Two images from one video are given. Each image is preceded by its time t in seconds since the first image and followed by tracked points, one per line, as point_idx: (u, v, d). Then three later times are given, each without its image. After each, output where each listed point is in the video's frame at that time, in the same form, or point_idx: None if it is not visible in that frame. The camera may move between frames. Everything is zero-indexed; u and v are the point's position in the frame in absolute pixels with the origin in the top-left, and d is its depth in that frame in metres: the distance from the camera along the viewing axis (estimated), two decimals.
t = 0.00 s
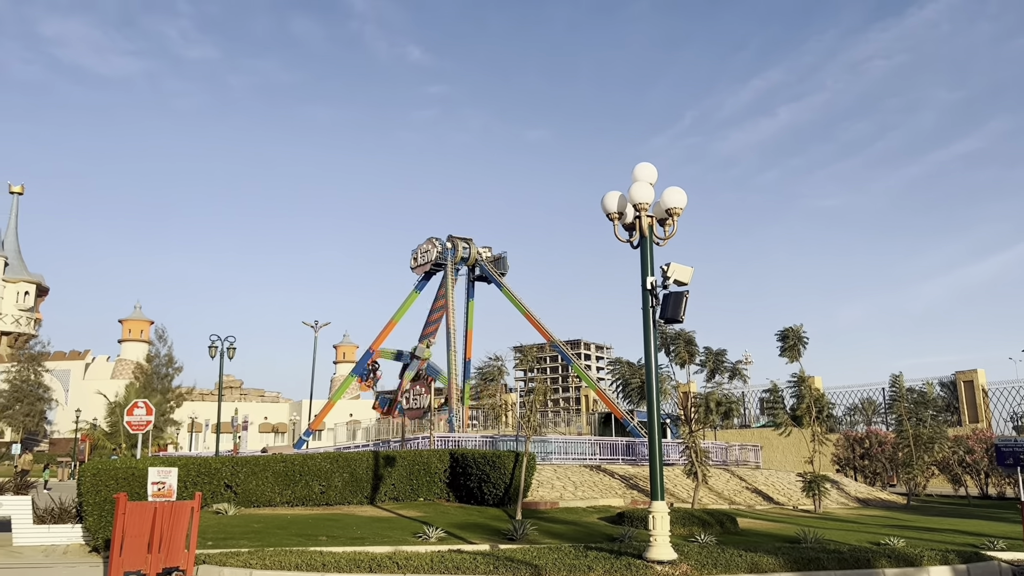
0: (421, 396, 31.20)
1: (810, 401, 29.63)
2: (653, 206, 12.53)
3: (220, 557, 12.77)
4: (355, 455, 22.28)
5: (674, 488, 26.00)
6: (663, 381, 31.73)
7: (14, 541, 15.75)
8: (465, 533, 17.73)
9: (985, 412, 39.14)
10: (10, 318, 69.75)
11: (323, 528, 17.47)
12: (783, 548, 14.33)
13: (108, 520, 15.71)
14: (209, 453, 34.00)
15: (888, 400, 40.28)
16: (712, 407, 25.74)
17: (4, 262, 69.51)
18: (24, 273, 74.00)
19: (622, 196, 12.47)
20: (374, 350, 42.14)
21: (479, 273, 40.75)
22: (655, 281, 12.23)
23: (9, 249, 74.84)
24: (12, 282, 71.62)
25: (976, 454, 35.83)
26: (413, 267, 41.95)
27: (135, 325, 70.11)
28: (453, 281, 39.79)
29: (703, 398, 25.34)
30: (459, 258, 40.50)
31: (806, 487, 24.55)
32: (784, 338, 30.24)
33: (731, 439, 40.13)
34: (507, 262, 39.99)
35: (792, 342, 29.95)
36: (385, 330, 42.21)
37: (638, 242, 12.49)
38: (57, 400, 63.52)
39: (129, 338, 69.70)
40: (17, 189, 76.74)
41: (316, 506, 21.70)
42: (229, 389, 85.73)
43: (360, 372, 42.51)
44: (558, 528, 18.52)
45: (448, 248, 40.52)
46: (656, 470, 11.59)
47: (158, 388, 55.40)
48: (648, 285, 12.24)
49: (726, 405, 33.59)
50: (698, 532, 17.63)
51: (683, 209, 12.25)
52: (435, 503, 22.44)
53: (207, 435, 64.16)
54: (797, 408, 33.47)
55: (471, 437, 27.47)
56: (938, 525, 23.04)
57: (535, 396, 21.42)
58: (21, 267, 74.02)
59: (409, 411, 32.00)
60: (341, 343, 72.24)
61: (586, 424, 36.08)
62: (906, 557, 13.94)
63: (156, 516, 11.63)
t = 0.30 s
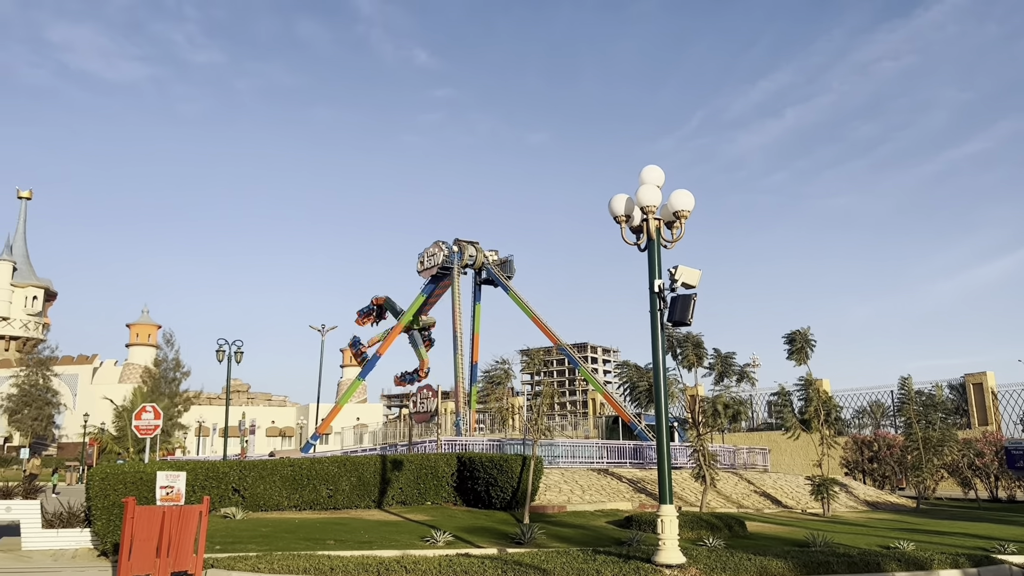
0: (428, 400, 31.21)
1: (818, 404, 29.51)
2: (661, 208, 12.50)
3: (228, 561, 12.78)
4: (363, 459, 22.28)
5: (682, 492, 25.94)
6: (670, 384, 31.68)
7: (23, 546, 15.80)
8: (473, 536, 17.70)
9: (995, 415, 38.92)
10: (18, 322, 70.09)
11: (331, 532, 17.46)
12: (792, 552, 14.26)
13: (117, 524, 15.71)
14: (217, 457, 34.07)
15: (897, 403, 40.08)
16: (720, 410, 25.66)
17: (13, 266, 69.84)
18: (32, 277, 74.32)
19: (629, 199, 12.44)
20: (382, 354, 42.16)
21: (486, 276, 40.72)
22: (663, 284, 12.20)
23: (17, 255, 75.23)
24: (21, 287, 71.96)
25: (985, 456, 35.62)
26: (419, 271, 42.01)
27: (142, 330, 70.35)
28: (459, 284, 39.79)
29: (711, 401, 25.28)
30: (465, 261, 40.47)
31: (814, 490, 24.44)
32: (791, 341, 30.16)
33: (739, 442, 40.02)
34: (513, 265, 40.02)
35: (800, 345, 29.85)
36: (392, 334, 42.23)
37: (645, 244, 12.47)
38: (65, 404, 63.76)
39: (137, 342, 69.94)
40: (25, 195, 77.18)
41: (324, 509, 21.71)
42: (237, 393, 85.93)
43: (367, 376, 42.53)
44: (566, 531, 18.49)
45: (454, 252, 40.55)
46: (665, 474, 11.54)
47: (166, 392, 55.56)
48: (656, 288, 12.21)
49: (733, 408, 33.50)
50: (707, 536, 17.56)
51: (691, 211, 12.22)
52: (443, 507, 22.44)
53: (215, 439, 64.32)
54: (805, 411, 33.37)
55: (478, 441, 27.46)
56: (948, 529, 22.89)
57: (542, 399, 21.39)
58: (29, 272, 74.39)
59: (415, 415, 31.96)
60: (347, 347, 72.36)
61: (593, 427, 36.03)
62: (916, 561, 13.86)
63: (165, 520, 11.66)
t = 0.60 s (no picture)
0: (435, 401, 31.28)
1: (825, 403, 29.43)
2: (667, 208, 12.49)
3: (237, 561, 12.81)
4: (370, 460, 22.29)
5: (689, 492, 25.90)
6: (677, 384, 31.63)
7: (32, 547, 15.89)
8: (480, 537, 17.69)
9: (1003, 414, 38.73)
10: (26, 324, 70.41)
11: (338, 533, 17.48)
12: (799, 552, 14.22)
13: (125, 525, 15.83)
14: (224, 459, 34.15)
15: (905, 403, 39.93)
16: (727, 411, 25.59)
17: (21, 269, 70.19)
18: (40, 280, 74.69)
19: (635, 198, 12.43)
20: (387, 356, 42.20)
21: (492, 277, 40.78)
22: (669, 284, 12.18)
23: (25, 257, 75.65)
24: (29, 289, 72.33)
25: (994, 456, 35.47)
26: (425, 272, 42.06)
27: (150, 331, 70.63)
28: (465, 285, 39.84)
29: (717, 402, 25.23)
30: (471, 261, 40.47)
31: (822, 490, 24.35)
32: (798, 340, 30.09)
33: (746, 442, 39.90)
34: (519, 265, 40.04)
35: (807, 345, 29.77)
36: (398, 335, 42.26)
37: (651, 244, 12.46)
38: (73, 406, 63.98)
39: (144, 344, 70.21)
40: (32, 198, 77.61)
41: (331, 510, 21.75)
42: (244, 394, 86.16)
43: (373, 376, 42.55)
44: (573, 532, 18.48)
45: (460, 253, 40.58)
46: (672, 475, 11.52)
47: (173, 394, 55.76)
48: (662, 288, 12.20)
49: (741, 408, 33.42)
50: (714, 536, 17.52)
51: (697, 211, 12.21)
52: (449, 508, 22.46)
53: (222, 440, 64.51)
54: (812, 411, 33.27)
55: (485, 441, 27.44)
56: (955, 529, 22.79)
57: (549, 400, 21.37)
58: (37, 274, 74.81)
59: (422, 415, 31.94)
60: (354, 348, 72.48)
61: (600, 428, 35.99)
62: (924, 560, 13.81)
63: (173, 520, 11.69)
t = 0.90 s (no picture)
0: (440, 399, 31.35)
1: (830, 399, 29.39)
2: (671, 206, 12.47)
3: (243, 561, 12.82)
4: (375, 459, 22.33)
5: (695, 489, 25.90)
6: (682, 382, 31.61)
7: (38, 546, 15.96)
8: (486, 535, 17.71)
9: (1009, 411, 38.63)
10: (32, 324, 70.62)
11: (344, 531, 17.51)
12: (805, 549, 14.21)
13: (131, 525, 15.79)
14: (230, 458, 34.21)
15: (911, 399, 39.84)
16: (732, 408, 25.56)
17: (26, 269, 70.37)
18: (45, 280, 74.87)
19: (640, 196, 12.40)
20: (392, 354, 42.18)
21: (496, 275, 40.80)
22: (674, 281, 12.17)
23: (31, 257, 75.86)
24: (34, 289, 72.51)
25: (1000, 452, 35.41)
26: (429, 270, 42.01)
27: (155, 331, 70.75)
28: (469, 282, 39.85)
29: (723, 399, 25.21)
30: (476, 260, 40.60)
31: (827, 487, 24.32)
32: (803, 337, 30.04)
33: (752, 439, 39.84)
34: (523, 263, 40.08)
35: (812, 341, 29.72)
36: (403, 333, 42.26)
37: (656, 242, 12.43)
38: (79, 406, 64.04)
39: (149, 343, 70.36)
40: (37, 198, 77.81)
41: (337, 509, 21.76)
42: (249, 393, 86.32)
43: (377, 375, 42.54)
44: (579, 530, 18.47)
45: (464, 251, 40.60)
46: (677, 472, 11.49)
47: (178, 393, 55.86)
48: (667, 285, 12.18)
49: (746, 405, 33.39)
50: (720, 533, 17.53)
51: (702, 208, 12.18)
52: (455, 506, 22.49)
53: (227, 439, 64.60)
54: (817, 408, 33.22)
55: (490, 439, 27.46)
56: (961, 525, 22.72)
57: (554, 398, 21.37)
58: (42, 274, 75.02)
59: (427, 413, 31.95)
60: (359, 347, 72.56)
61: (604, 425, 35.96)
62: (930, 557, 13.80)
63: (179, 520, 11.71)
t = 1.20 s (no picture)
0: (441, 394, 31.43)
1: (831, 393, 29.46)
2: (671, 200, 12.47)
3: (245, 557, 12.86)
4: (378, 454, 22.41)
5: (696, 483, 25.95)
6: (683, 376, 31.65)
7: (41, 543, 15.99)
8: (488, 530, 17.75)
9: (1010, 403, 38.66)
10: (33, 323, 70.68)
11: (346, 527, 17.58)
12: (806, 542, 14.24)
13: (134, 522, 15.93)
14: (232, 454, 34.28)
15: (911, 392, 39.89)
16: (732, 402, 25.58)
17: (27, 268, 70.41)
18: (46, 278, 74.92)
19: (640, 191, 12.40)
20: (393, 350, 42.28)
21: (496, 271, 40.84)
22: (674, 276, 12.19)
23: (31, 256, 75.89)
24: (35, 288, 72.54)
25: (1001, 444, 35.44)
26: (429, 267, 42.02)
27: (156, 329, 70.81)
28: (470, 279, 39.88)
29: (724, 394, 25.26)
30: (476, 257, 40.60)
31: (828, 480, 24.38)
32: (804, 331, 30.06)
33: (753, 434, 39.89)
34: (524, 259, 40.12)
35: (813, 335, 29.73)
36: (404, 330, 42.31)
37: (656, 236, 12.43)
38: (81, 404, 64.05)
39: (151, 341, 70.42)
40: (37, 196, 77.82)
41: (339, 505, 21.82)
42: (251, 391, 86.45)
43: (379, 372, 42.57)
44: (580, 524, 18.54)
45: (465, 247, 40.64)
46: (678, 466, 11.51)
47: (180, 390, 55.97)
48: (667, 279, 12.20)
49: (747, 399, 33.43)
50: (721, 527, 17.57)
51: (701, 202, 12.18)
52: (457, 501, 22.58)
53: (229, 436, 64.68)
54: (818, 401, 33.26)
55: (491, 435, 27.52)
56: (962, 517, 22.78)
57: (555, 393, 21.38)
58: (43, 273, 75.09)
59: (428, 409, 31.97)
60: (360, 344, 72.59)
61: (606, 420, 36.01)
62: (931, 549, 13.82)
63: (182, 517, 11.74)
